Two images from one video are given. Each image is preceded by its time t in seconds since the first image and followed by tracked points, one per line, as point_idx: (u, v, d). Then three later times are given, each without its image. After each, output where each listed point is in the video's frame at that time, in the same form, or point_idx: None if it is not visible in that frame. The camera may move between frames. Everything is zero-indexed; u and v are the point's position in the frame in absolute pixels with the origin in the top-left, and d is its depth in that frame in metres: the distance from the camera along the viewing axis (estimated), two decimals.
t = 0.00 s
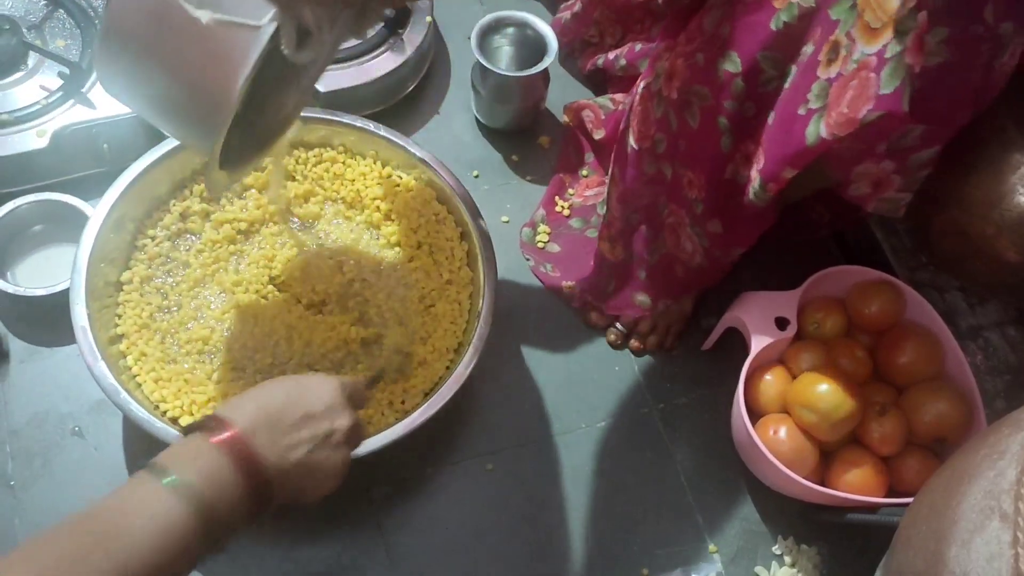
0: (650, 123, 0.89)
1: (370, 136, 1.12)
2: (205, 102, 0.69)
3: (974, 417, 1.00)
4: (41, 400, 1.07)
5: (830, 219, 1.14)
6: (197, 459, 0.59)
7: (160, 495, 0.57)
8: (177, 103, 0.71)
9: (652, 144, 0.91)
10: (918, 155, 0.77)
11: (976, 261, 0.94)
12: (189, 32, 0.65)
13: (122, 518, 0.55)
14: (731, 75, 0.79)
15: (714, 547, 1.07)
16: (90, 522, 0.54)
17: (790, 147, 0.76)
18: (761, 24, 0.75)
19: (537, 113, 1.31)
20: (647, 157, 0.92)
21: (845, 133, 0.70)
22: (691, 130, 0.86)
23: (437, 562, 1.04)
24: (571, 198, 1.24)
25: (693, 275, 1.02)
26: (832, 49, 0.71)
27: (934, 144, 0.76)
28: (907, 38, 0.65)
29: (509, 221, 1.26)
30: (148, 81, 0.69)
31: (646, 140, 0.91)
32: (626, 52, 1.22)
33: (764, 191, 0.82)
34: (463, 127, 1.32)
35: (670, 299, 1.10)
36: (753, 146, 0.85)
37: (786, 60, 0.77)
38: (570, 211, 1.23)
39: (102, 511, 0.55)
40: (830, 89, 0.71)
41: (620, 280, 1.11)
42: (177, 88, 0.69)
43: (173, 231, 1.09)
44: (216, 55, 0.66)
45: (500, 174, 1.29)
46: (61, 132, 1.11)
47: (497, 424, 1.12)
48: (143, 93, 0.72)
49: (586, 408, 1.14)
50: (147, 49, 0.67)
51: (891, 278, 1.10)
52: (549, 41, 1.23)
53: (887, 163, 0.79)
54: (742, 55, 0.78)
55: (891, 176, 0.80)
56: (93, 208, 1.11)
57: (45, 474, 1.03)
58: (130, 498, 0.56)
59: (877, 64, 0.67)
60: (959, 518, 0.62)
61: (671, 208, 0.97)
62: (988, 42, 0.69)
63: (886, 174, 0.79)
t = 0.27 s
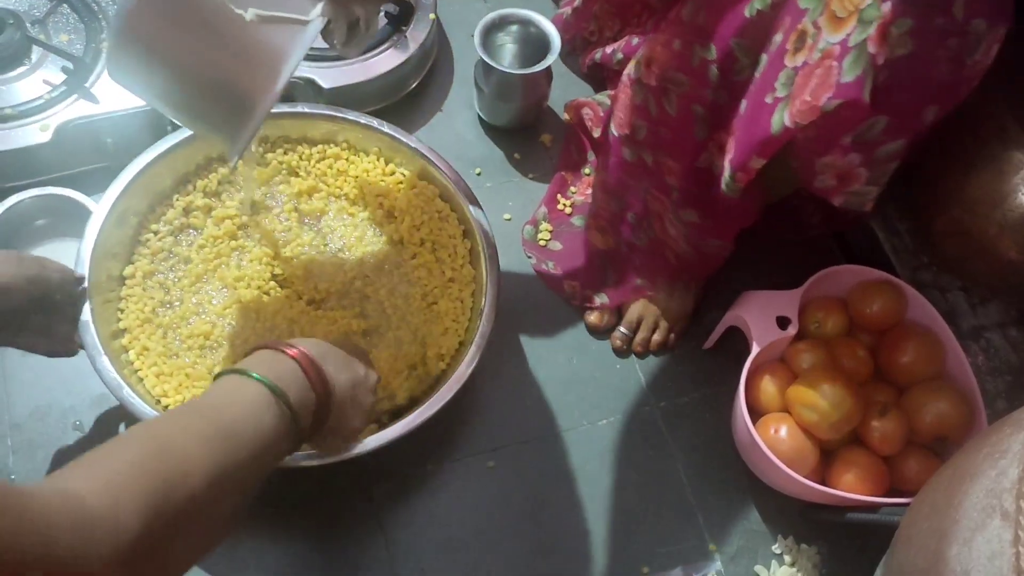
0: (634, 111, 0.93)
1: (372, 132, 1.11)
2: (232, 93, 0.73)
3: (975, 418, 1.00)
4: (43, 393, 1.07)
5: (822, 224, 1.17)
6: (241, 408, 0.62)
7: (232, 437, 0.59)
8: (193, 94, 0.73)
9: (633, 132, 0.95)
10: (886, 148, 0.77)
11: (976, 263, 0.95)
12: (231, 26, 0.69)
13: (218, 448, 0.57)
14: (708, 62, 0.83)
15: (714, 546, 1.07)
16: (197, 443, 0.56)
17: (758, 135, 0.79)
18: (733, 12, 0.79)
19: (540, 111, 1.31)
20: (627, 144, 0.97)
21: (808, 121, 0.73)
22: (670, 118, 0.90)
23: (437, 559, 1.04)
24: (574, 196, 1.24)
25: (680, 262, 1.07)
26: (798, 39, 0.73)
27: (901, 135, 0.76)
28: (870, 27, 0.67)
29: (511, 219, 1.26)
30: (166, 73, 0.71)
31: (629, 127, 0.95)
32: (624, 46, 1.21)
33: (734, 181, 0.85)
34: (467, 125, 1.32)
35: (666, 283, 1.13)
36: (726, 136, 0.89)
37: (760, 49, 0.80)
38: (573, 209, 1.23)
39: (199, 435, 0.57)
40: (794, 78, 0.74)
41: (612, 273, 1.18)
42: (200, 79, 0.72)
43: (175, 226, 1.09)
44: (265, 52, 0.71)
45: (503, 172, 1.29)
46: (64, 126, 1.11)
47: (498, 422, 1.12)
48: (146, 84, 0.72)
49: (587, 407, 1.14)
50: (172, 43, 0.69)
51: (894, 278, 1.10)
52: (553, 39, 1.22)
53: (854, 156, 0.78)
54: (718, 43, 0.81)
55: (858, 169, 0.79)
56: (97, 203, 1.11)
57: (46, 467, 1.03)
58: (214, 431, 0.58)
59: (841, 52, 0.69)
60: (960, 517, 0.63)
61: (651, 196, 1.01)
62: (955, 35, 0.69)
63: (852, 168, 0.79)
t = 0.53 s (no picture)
0: (630, 107, 0.93)
1: (373, 130, 1.12)
2: (278, 96, 0.70)
3: (976, 419, 1.00)
4: (43, 391, 1.07)
5: (819, 223, 1.18)
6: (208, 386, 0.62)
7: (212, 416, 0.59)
8: (237, 100, 0.70)
9: (630, 127, 0.94)
10: (881, 143, 0.77)
11: (975, 262, 0.95)
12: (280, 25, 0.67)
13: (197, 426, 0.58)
14: (704, 56, 0.82)
15: (714, 546, 1.07)
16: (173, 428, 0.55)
17: (754, 129, 0.79)
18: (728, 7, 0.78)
19: (541, 109, 1.31)
20: (623, 139, 0.97)
21: (802, 115, 0.73)
22: (665, 112, 0.89)
23: (437, 557, 1.04)
24: (575, 195, 1.24)
25: (675, 257, 1.07)
26: (794, 33, 0.73)
27: (891, 131, 0.76)
28: (864, 21, 0.67)
29: (511, 218, 1.26)
30: (209, 78, 0.68)
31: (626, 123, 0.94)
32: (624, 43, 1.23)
33: (731, 177, 0.86)
34: (468, 123, 1.32)
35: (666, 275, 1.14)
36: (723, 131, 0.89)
37: (756, 45, 0.80)
38: (573, 208, 1.23)
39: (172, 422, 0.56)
40: (790, 72, 0.74)
41: (610, 268, 1.18)
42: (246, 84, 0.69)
43: (175, 223, 1.09)
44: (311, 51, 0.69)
45: (504, 170, 1.29)
46: (65, 123, 1.11)
47: (498, 421, 1.12)
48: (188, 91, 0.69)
49: (587, 406, 1.14)
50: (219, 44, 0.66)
51: (894, 279, 1.10)
52: (553, 37, 1.22)
53: (847, 151, 0.77)
54: (714, 38, 0.81)
55: (852, 164, 0.79)
56: (98, 200, 1.11)
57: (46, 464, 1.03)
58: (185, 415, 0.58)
59: (835, 46, 0.69)
60: (961, 517, 0.63)
61: (647, 190, 1.01)
62: (951, 31, 0.72)
63: (848, 162, 0.78)
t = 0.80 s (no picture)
0: (632, 105, 0.93)
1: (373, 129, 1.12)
2: (296, 101, 0.70)
3: (976, 419, 1.00)
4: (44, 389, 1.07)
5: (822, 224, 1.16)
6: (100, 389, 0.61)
7: (96, 421, 0.58)
8: (252, 105, 0.70)
9: (631, 126, 0.94)
10: (883, 143, 0.77)
11: (978, 262, 0.94)
12: (305, 29, 0.68)
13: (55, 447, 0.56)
14: (708, 54, 0.82)
15: (714, 546, 1.07)
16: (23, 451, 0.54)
17: (757, 128, 0.79)
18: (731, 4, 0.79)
19: (542, 109, 1.31)
20: (625, 137, 0.97)
21: (806, 113, 0.73)
22: (667, 110, 0.89)
23: (437, 556, 1.04)
24: (575, 194, 1.24)
25: (675, 255, 1.07)
26: (798, 32, 0.74)
27: (892, 131, 0.76)
28: (869, 19, 0.67)
29: (512, 216, 1.26)
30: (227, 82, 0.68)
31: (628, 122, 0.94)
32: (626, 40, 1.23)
33: (733, 176, 0.85)
34: (469, 122, 1.32)
35: (666, 274, 1.14)
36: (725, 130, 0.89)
37: (759, 44, 0.80)
38: (574, 207, 1.23)
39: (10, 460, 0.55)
40: (794, 71, 0.74)
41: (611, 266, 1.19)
42: (263, 88, 0.69)
43: (176, 222, 1.09)
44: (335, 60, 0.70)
45: (505, 169, 1.29)
46: (65, 121, 1.11)
47: (498, 420, 1.12)
48: (204, 94, 0.69)
49: (588, 405, 1.14)
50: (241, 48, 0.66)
51: (895, 278, 1.10)
52: (555, 36, 1.22)
53: (850, 150, 0.77)
54: (717, 36, 0.81)
55: (855, 163, 0.78)
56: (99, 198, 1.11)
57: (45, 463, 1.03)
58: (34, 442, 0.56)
59: (840, 44, 0.69)
60: (962, 516, 0.63)
61: (649, 189, 1.01)
62: (954, 30, 0.73)
63: (851, 162, 0.78)
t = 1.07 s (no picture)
0: (634, 104, 0.93)
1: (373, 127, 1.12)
2: (331, 112, 0.70)
3: (976, 419, 1.00)
4: (43, 388, 1.07)
5: (823, 224, 1.16)
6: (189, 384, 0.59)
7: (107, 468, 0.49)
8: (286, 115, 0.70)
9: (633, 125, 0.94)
10: (884, 143, 0.77)
11: (981, 262, 0.94)
12: (343, 41, 0.67)
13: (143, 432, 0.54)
14: (709, 53, 0.82)
15: (714, 545, 1.07)
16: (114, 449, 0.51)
17: (758, 127, 0.79)
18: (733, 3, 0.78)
19: (543, 108, 1.31)
20: (626, 136, 0.97)
21: (808, 112, 0.73)
22: (669, 109, 0.89)
23: (437, 556, 1.04)
24: (575, 193, 1.24)
25: (677, 254, 1.07)
26: (800, 31, 0.74)
27: (894, 131, 0.76)
28: (871, 18, 0.67)
29: (512, 216, 1.26)
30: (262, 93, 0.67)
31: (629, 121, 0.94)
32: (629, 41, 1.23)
33: (734, 176, 0.85)
34: (469, 121, 1.32)
35: (666, 274, 1.14)
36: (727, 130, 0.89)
37: (761, 43, 0.80)
38: (575, 206, 1.23)
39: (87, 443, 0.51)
40: (796, 70, 0.74)
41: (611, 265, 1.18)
42: (300, 98, 0.69)
43: (176, 221, 1.09)
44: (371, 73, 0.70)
45: (505, 168, 1.29)
46: (65, 119, 1.11)
47: (498, 420, 1.12)
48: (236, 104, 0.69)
49: (588, 404, 1.14)
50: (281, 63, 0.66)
51: (895, 278, 1.10)
52: (556, 35, 1.22)
53: (852, 149, 0.77)
54: (719, 35, 0.81)
55: (857, 163, 0.78)
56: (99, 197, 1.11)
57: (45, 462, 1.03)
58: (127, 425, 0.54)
59: (842, 43, 0.69)
60: (962, 516, 0.62)
61: (651, 187, 1.01)
62: (956, 30, 0.73)
63: (852, 162, 0.78)
